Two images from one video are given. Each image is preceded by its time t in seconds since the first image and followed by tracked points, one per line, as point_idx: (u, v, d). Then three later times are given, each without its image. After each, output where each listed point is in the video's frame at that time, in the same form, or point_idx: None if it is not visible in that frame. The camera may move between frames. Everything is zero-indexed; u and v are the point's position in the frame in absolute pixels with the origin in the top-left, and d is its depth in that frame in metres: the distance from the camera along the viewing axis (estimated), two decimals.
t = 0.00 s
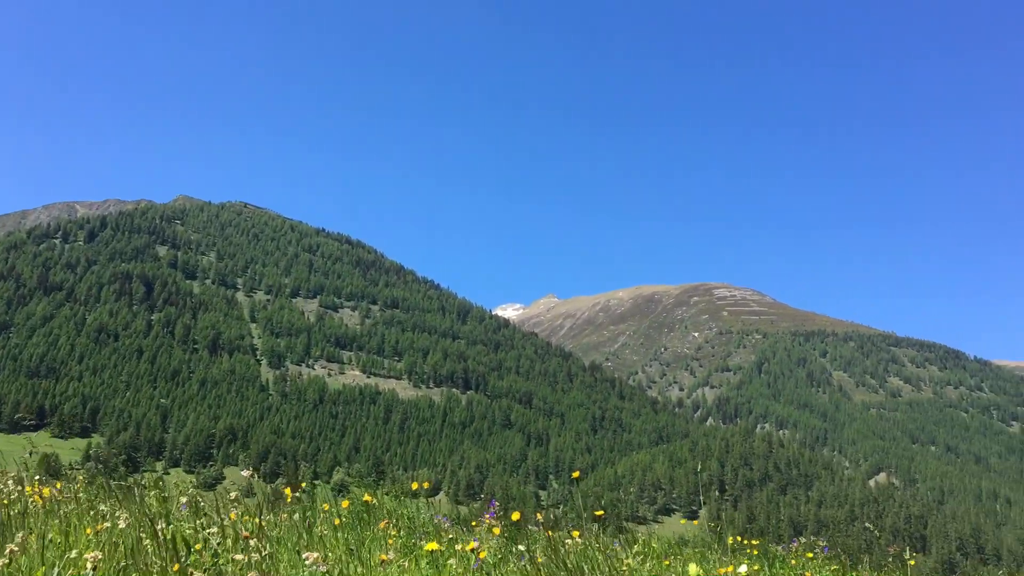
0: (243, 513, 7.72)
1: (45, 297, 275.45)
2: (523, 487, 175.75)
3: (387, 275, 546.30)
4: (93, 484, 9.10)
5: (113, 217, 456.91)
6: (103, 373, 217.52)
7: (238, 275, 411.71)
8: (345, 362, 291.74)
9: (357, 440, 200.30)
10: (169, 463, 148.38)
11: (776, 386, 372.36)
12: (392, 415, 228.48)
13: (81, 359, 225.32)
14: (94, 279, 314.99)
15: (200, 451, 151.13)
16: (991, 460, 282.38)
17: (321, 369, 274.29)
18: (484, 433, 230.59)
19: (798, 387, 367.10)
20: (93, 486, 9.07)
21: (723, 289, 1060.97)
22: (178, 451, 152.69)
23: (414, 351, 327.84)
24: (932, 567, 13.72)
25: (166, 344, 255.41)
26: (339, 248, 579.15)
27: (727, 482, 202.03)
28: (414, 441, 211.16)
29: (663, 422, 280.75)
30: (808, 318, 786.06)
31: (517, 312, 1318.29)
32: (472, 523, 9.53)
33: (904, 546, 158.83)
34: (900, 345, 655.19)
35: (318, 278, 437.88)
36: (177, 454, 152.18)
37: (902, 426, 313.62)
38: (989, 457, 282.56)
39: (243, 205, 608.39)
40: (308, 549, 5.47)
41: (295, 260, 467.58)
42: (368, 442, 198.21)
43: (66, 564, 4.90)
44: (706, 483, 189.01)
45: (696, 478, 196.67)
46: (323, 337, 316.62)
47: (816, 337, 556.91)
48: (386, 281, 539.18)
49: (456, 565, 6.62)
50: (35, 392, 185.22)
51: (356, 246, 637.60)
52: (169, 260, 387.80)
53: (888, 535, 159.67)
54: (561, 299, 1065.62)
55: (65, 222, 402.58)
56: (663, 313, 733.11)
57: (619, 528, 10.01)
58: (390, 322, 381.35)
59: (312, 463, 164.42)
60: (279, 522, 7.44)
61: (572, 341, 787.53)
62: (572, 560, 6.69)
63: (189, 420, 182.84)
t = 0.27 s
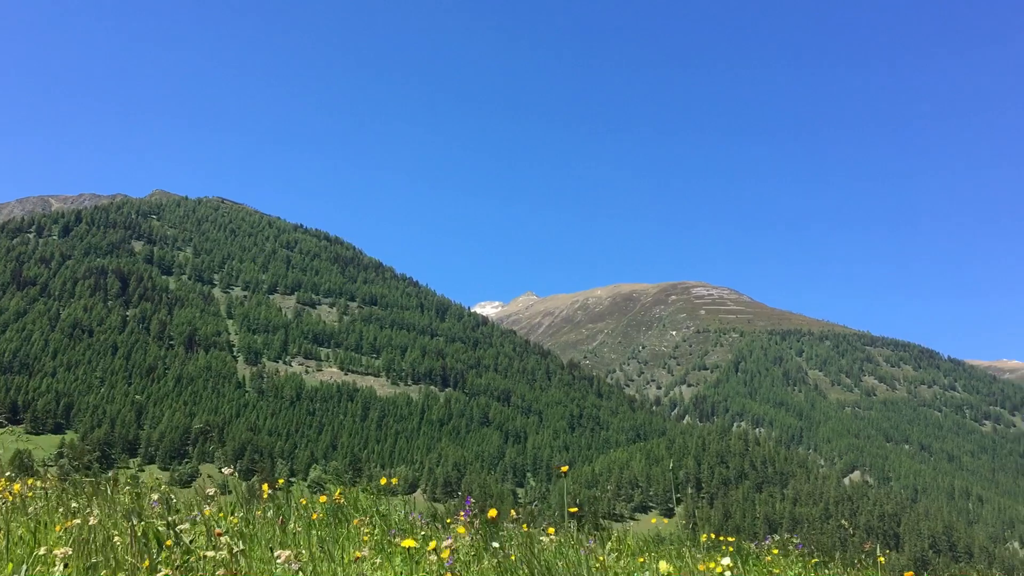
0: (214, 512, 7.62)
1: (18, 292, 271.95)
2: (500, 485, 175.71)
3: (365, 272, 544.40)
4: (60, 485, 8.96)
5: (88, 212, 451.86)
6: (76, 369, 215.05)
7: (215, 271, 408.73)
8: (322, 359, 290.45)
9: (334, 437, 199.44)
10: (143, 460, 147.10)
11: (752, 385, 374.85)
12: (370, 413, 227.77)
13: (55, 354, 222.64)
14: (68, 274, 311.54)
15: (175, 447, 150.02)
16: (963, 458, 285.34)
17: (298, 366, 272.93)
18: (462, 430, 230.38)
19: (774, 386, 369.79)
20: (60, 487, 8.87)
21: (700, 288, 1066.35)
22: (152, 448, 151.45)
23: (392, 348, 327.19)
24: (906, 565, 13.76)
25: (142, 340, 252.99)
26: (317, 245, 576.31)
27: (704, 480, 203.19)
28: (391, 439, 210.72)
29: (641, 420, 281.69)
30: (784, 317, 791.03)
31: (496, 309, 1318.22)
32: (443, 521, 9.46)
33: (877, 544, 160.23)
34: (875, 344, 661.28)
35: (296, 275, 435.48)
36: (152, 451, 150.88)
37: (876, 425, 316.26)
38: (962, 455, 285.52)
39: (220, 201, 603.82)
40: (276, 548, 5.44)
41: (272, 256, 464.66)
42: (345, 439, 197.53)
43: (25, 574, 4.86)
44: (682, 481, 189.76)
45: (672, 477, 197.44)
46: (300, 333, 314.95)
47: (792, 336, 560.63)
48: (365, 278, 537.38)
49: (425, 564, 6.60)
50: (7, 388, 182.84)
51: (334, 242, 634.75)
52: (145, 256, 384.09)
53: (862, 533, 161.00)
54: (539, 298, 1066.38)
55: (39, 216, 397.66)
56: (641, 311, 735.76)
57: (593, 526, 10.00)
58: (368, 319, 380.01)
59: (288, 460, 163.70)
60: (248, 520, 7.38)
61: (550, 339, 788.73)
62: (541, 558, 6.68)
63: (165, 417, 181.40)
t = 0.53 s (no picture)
0: (189, 508, 7.62)
1: None
2: (476, 481, 175.92)
3: (342, 268, 541.98)
4: (30, 480, 8.88)
5: (61, 204, 446.26)
6: (48, 363, 212.37)
7: (190, 265, 405.36)
8: (298, 354, 289.12)
9: (309, 433, 198.70)
10: (117, 456, 145.76)
11: (727, 383, 377.60)
12: (345, 409, 227.05)
13: (26, 347, 219.79)
14: (39, 267, 307.52)
15: (149, 442, 148.76)
16: (933, 456, 288.93)
17: (274, 362, 271.54)
18: (438, 426, 230.33)
19: (748, 384, 372.49)
20: (35, 482, 8.79)
21: (676, 286, 1072.01)
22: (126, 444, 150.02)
23: (369, 344, 326.38)
24: (872, 561, 13.99)
25: (115, 334, 250.40)
26: (294, 240, 573.38)
27: (679, 477, 204.45)
28: (366, 435, 210.30)
29: (616, 417, 282.83)
30: (759, 316, 796.64)
31: (473, 305, 1318.37)
32: (417, 517, 9.45)
33: (849, 541, 162.01)
34: (848, 343, 667.96)
35: (272, 270, 432.83)
36: (125, 446, 149.44)
37: (849, 424, 319.47)
38: (932, 453, 289.13)
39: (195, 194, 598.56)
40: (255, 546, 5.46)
41: (248, 251, 461.49)
42: (320, 435, 196.80)
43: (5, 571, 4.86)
44: (657, 478, 190.88)
45: (647, 473, 198.51)
46: (276, 329, 313.15)
47: (767, 335, 564.90)
48: (341, 273, 535.09)
49: (399, 557, 6.68)
50: None
51: (310, 238, 631.54)
52: (119, 249, 379.99)
53: (834, 530, 162.77)
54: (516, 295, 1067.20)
55: (10, 207, 391.95)
56: (617, 308, 738.58)
57: (568, 520, 10.08)
58: (344, 315, 378.69)
59: (263, 456, 162.87)
60: (221, 516, 7.38)
61: (527, 336, 789.76)
62: (519, 553, 6.71)
63: (138, 412, 179.66)
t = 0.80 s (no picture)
0: (158, 501, 7.53)
1: None
2: (448, 477, 175.84)
3: (315, 262, 539.25)
4: None
5: (30, 193, 439.78)
6: (15, 354, 209.37)
7: (161, 257, 401.38)
8: (270, 348, 287.32)
9: (281, 427, 197.61)
10: (85, 449, 143.98)
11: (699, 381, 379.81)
12: (317, 403, 226.07)
13: None
14: (7, 257, 302.93)
15: (117, 436, 146.96)
16: (900, 454, 292.73)
17: (245, 356, 269.66)
18: (410, 421, 230.04)
19: (720, 382, 375.09)
20: None
21: (650, 284, 1076.85)
22: (95, 437, 148.20)
23: (342, 338, 325.23)
24: (839, 558, 14.13)
25: (84, 325, 247.33)
26: (267, 233, 569.39)
27: (650, 474, 205.58)
28: (338, 430, 209.67)
29: (589, 413, 283.72)
30: (731, 314, 802.67)
31: (447, 301, 1317.96)
32: (388, 513, 9.39)
33: (817, 539, 163.82)
34: (819, 342, 674.58)
35: (245, 262, 429.61)
36: (93, 440, 147.59)
37: (818, 422, 322.90)
38: (899, 451, 292.88)
39: (168, 185, 592.53)
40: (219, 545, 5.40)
41: (221, 244, 457.62)
42: (292, 429, 195.74)
43: None
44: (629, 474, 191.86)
45: (619, 470, 199.49)
46: (248, 322, 310.96)
47: (739, 334, 569.29)
48: (315, 267, 532.18)
49: (368, 556, 6.66)
50: None
51: (284, 231, 627.53)
52: (89, 239, 375.28)
53: (802, 527, 164.50)
54: (491, 291, 1067.29)
55: None
56: (591, 305, 740.98)
57: (539, 519, 10.07)
58: (317, 309, 376.90)
59: (233, 451, 161.66)
60: (186, 512, 7.30)
61: (501, 332, 790.60)
62: (503, 552, 6.68)
63: (107, 405, 177.65)
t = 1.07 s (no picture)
0: (122, 496, 7.49)
1: None
2: (419, 472, 175.50)
3: (288, 255, 535.80)
4: None
5: None
6: None
7: (131, 247, 396.82)
8: (241, 341, 285.11)
9: (251, 421, 196.21)
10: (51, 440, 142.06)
11: (671, 378, 381.90)
12: (288, 397, 224.67)
13: None
14: None
15: (84, 427, 145.01)
16: (867, 453, 296.26)
17: (216, 348, 267.35)
18: (382, 416, 229.47)
19: (691, 379, 377.46)
20: None
21: (623, 282, 1080.89)
22: (61, 428, 146.16)
23: (313, 332, 323.44)
24: (803, 556, 14.23)
25: (51, 315, 243.89)
26: (240, 225, 564.78)
27: (621, 471, 206.41)
28: (309, 424, 208.54)
29: (561, 410, 284.35)
30: (703, 313, 807.93)
31: (420, 296, 1318.15)
32: (354, 507, 9.35)
33: (784, 536, 165.55)
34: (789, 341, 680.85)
35: (216, 254, 425.83)
36: (59, 431, 145.52)
37: (787, 421, 325.97)
38: (866, 451, 296.44)
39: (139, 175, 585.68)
40: (179, 537, 5.38)
41: (192, 235, 453.19)
42: (262, 423, 194.42)
43: None
44: (599, 471, 192.75)
45: (589, 467, 200.19)
46: (219, 315, 308.36)
47: (710, 332, 573.01)
48: (288, 260, 528.62)
49: (334, 551, 6.67)
50: None
51: (257, 223, 622.85)
52: (57, 228, 370.02)
53: (770, 525, 166.12)
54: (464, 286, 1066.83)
55: None
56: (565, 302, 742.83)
57: (506, 513, 10.10)
58: (289, 302, 374.74)
59: (202, 444, 160.20)
60: (151, 508, 7.25)
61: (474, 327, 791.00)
62: (468, 550, 6.71)
63: (74, 396, 175.25)
